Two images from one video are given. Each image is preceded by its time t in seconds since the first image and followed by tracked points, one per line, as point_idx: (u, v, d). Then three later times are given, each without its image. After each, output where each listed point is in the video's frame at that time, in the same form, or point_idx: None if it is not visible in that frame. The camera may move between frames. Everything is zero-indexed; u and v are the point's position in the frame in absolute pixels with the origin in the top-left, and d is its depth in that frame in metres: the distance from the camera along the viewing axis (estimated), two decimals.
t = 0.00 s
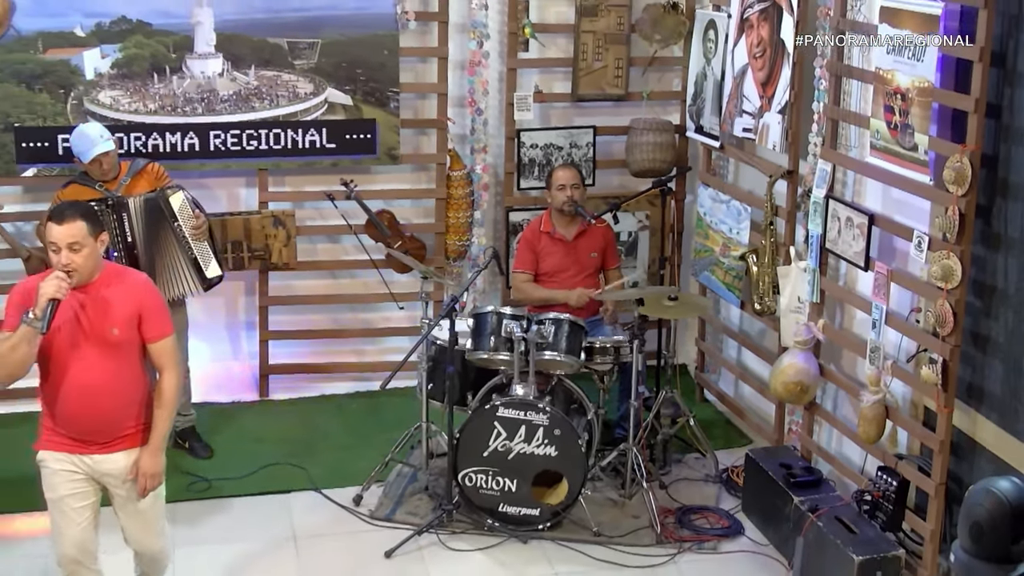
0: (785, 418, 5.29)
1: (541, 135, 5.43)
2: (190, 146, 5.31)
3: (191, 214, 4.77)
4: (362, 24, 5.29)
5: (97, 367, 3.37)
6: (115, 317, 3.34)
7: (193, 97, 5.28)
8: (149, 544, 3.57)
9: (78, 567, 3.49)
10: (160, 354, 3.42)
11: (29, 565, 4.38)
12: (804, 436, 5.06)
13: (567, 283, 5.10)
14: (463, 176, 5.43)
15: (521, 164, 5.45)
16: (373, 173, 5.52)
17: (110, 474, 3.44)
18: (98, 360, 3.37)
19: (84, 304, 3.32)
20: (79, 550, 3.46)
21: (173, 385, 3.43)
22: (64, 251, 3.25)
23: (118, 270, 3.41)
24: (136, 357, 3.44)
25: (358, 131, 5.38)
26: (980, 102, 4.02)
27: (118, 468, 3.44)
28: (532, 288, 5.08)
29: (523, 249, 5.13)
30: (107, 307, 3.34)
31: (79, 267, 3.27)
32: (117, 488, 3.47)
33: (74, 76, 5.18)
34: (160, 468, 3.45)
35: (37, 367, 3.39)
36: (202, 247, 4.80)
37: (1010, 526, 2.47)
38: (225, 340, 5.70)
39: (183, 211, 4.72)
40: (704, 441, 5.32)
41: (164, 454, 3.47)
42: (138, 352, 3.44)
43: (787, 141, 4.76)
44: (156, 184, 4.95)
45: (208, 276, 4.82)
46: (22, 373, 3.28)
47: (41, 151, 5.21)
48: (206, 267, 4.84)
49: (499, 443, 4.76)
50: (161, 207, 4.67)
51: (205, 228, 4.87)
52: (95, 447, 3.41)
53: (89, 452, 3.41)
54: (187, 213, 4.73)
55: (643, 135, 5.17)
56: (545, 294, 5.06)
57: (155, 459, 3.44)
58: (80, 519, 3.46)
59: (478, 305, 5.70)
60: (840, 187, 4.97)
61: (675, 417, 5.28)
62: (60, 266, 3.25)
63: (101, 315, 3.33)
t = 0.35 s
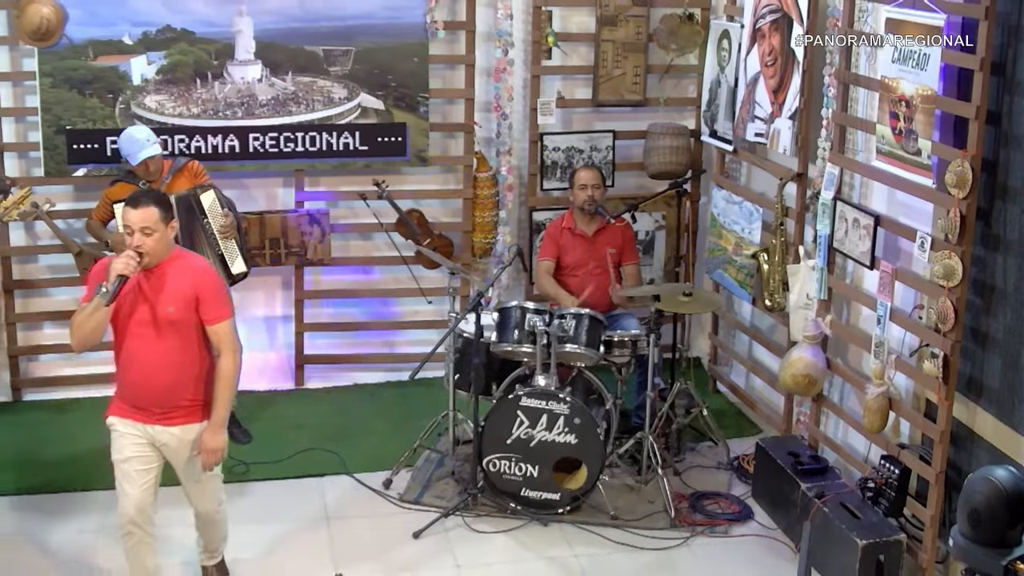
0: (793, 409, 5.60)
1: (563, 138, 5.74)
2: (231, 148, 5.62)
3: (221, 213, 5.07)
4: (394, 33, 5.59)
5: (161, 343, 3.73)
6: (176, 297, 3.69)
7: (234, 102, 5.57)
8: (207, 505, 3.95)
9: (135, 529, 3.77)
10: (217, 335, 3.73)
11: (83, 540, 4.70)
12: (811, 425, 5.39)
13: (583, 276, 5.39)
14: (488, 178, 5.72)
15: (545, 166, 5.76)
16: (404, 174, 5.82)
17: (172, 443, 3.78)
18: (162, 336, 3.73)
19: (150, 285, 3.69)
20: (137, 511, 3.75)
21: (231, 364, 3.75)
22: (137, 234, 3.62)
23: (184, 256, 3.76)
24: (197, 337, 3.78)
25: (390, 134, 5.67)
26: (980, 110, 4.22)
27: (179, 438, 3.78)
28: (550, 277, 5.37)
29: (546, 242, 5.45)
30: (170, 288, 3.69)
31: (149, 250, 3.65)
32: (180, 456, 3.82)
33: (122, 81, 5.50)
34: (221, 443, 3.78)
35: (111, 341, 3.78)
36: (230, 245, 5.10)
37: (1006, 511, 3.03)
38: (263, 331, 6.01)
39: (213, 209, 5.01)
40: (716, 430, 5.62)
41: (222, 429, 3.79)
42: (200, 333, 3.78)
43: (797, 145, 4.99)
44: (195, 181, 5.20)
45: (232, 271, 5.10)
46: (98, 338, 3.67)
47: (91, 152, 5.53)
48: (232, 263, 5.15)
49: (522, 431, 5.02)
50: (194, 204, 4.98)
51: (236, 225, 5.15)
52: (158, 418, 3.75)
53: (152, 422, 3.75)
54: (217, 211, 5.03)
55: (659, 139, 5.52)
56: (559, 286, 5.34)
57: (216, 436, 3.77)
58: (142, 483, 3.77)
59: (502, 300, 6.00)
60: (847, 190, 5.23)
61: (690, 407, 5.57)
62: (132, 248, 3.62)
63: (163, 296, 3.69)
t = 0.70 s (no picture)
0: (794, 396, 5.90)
1: (576, 137, 6.03)
2: (261, 146, 5.91)
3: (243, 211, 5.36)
4: (416, 37, 5.87)
5: (213, 310, 4.15)
6: (226, 269, 4.11)
7: (263, 102, 5.87)
8: (246, 463, 4.37)
9: (180, 477, 4.28)
10: (263, 304, 4.14)
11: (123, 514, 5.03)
12: (812, 411, 5.68)
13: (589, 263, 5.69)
14: (505, 175, 5.98)
15: (558, 163, 6.04)
16: (424, 171, 6.12)
17: (222, 401, 4.21)
18: (214, 304, 4.15)
19: (204, 257, 4.11)
20: (177, 463, 4.24)
21: (277, 330, 4.15)
22: (190, 214, 4.01)
23: (235, 231, 4.17)
24: (247, 305, 4.19)
25: (411, 133, 5.97)
26: (972, 112, 4.45)
27: (228, 397, 4.20)
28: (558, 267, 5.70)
29: (559, 235, 5.79)
30: (221, 261, 4.11)
31: (202, 227, 4.05)
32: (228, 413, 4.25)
33: (158, 82, 5.80)
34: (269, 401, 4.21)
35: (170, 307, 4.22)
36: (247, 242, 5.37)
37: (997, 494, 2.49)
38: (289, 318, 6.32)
39: (237, 206, 5.30)
40: (721, 416, 5.91)
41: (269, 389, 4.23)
42: (249, 301, 4.19)
43: (800, 144, 5.24)
44: (234, 178, 5.58)
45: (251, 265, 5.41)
46: (156, 305, 4.14)
47: (129, 149, 5.84)
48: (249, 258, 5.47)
49: (536, 415, 5.29)
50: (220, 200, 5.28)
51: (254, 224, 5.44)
52: (209, 378, 4.18)
53: (204, 380, 4.18)
54: (240, 209, 5.32)
55: (668, 137, 5.80)
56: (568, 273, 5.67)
57: (264, 396, 4.21)
58: (186, 435, 4.23)
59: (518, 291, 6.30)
60: (846, 187, 5.49)
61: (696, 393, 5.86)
62: (186, 226, 4.02)
63: (215, 267, 4.11)
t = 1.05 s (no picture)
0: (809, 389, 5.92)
1: (593, 130, 6.04)
2: (277, 137, 5.92)
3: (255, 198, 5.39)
4: (433, 29, 5.88)
5: (223, 296, 4.21)
6: (238, 255, 4.17)
7: (281, 93, 5.88)
8: (260, 448, 4.38)
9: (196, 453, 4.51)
10: (274, 290, 4.20)
11: (140, 503, 5.07)
12: (827, 404, 5.69)
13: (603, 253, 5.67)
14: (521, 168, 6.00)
15: (575, 155, 6.05)
16: (441, 163, 6.15)
17: (235, 384, 4.29)
18: (224, 290, 4.21)
19: (215, 243, 4.17)
20: (189, 444, 4.45)
21: (288, 316, 4.22)
22: (203, 199, 4.07)
23: (246, 218, 4.23)
24: (257, 290, 4.26)
25: (428, 125, 5.98)
26: (991, 105, 4.43)
27: (241, 380, 4.28)
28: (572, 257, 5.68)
29: (572, 228, 5.78)
30: (232, 247, 4.17)
31: (214, 213, 4.10)
32: (241, 397, 4.31)
33: (176, 73, 5.82)
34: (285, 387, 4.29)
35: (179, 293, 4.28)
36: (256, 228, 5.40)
37: (1009, 489, 2.40)
38: (306, 310, 6.37)
39: (249, 194, 5.33)
40: (735, 408, 5.93)
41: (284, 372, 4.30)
42: (259, 287, 4.26)
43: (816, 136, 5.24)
44: (255, 168, 5.62)
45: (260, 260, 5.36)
46: (167, 290, 4.19)
47: (146, 140, 5.87)
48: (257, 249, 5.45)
49: (551, 407, 5.30)
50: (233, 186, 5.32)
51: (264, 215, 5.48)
52: (221, 361, 4.26)
53: (215, 364, 4.26)
54: (252, 196, 5.34)
55: (685, 130, 5.86)
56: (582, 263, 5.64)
57: (282, 381, 4.28)
58: (195, 419, 4.38)
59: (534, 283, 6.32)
60: (863, 180, 5.49)
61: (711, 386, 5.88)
62: (199, 211, 4.07)
63: (226, 253, 4.17)
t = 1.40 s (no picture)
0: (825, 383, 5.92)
1: (610, 122, 6.04)
2: (295, 128, 5.93)
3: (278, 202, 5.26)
4: (450, 21, 5.87)
5: (209, 278, 4.21)
6: (227, 239, 4.16)
7: (297, 84, 5.89)
8: (260, 424, 4.41)
9: (203, 435, 4.54)
10: (260, 275, 4.19)
11: (156, 493, 5.09)
12: (842, 398, 5.70)
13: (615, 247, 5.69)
14: (537, 159, 6.04)
15: (592, 147, 6.06)
16: (457, 155, 6.15)
17: (220, 364, 4.29)
18: (212, 272, 4.20)
19: (204, 226, 4.17)
20: (194, 421, 4.48)
21: (273, 301, 4.22)
22: (199, 181, 4.06)
23: (238, 203, 4.22)
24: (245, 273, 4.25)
25: (445, 116, 5.98)
26: (1010, 99, 4.39)
27: (226, 360, 4.28)
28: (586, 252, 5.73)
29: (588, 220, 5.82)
30: (223, 232, 4.16)
31: (209, 195, 4.08)
32: (227, 375, 4.33)
33: (193, 65, 5.83)
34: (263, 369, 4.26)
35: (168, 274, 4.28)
36: (275, 231, 5.26)
37: None
38: (323, 302, 6.40)
39: (272, 194, 5.21)
40: (751, 401, 5.93)
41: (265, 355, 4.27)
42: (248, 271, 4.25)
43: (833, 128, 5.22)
44: (279, 164, 5.60)
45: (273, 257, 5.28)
46: (161, 274, 4.14)
47: (163, 131, 5.88)
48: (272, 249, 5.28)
49: (567, 399, 5.30)
50: (257, 184, 5.20)
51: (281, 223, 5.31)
52: (206, 343, 4.27)
53: (200, 345, 4.28)
54: (275, 199, 5.21)
55: (702, 123, 5.85)
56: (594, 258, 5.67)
57: (259, 362, 4.24)
58: (189, 397, 4.41)
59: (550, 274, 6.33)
60: (880, 173, 5.47)
61: (727, 378, 5.89)
62: (195, 193, 4.06)
63: (214, 237, 4.16)
